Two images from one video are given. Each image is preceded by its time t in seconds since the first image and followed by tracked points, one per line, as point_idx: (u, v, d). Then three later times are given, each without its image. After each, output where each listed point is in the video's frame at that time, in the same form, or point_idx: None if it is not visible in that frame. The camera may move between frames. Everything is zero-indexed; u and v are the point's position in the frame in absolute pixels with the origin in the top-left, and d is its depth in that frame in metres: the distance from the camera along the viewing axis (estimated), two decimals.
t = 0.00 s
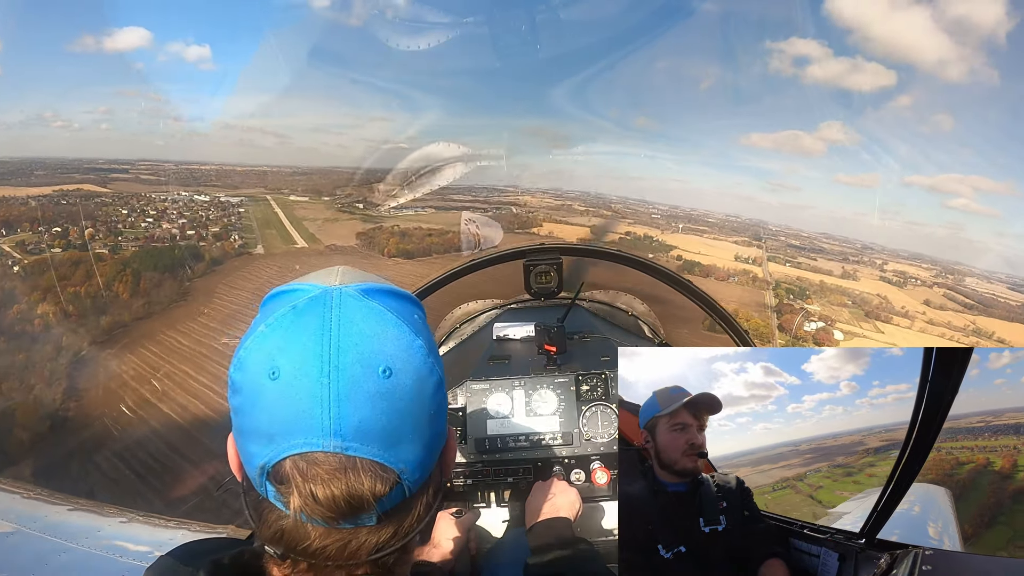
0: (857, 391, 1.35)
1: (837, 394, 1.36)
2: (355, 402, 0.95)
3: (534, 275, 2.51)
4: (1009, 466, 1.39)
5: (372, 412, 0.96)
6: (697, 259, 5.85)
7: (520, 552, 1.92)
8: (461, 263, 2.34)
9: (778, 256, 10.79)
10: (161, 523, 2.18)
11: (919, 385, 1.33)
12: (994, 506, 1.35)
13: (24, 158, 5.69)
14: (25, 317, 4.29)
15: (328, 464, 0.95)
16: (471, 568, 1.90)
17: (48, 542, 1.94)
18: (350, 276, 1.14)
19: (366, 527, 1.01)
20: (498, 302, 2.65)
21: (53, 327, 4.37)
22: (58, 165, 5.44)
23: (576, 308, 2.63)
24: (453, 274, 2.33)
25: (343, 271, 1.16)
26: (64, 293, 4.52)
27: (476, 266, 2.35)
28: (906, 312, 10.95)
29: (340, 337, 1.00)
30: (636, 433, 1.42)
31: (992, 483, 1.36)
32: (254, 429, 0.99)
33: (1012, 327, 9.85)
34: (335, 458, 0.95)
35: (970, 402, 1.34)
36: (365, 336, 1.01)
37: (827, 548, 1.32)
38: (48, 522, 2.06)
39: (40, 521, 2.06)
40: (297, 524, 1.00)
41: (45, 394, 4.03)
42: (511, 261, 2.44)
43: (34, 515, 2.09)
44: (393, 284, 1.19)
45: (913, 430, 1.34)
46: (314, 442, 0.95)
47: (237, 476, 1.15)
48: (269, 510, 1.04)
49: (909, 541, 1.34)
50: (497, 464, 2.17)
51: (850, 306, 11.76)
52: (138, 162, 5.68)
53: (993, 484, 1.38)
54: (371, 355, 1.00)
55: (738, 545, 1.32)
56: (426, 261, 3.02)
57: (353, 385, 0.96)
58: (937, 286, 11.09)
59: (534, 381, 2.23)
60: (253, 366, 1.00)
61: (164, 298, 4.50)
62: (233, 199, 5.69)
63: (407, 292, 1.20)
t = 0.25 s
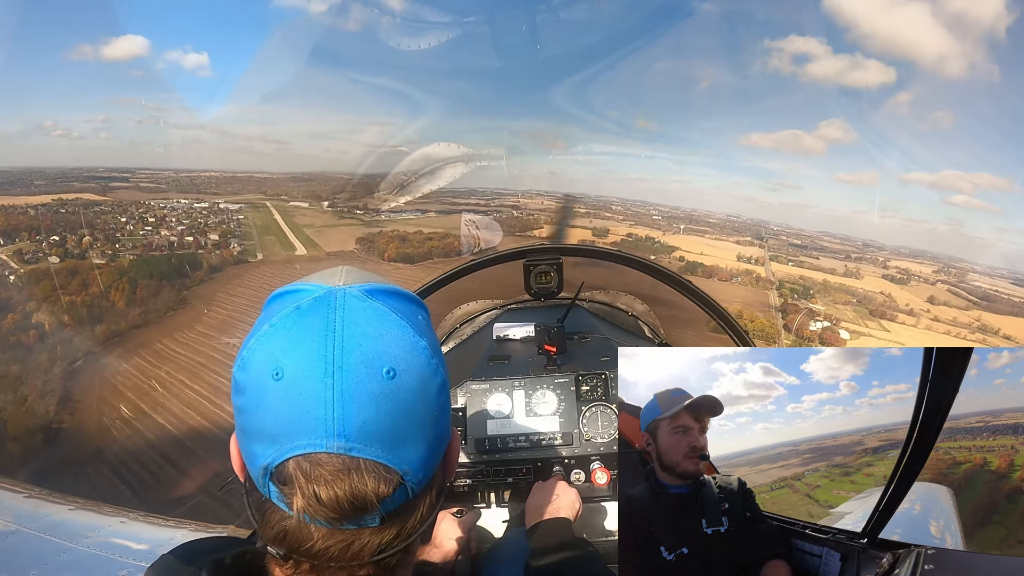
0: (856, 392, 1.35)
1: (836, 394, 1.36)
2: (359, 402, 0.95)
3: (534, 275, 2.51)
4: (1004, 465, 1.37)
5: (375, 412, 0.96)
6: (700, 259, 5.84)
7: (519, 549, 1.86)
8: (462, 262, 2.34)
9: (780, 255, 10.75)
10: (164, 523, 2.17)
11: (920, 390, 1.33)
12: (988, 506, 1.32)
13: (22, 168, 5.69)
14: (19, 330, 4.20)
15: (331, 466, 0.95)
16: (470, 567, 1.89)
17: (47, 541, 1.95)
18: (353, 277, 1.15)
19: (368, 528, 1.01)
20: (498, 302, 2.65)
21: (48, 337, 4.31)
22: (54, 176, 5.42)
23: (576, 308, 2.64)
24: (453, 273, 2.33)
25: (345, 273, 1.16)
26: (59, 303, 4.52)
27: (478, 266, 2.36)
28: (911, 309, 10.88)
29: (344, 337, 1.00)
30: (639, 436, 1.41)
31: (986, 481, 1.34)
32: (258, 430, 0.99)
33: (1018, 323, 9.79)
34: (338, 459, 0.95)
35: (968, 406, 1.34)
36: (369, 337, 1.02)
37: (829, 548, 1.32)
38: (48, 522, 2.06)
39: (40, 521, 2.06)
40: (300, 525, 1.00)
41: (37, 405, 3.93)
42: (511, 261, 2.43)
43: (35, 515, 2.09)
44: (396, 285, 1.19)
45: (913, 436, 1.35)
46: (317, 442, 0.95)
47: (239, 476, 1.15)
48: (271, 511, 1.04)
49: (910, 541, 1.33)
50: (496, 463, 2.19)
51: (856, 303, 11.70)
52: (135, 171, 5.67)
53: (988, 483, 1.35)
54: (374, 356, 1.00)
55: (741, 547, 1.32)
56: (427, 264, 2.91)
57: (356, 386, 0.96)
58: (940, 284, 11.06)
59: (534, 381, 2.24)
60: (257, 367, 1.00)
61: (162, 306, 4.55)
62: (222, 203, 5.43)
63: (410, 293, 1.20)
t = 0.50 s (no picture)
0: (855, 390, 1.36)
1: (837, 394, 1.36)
2: (342, 400, 0.95)
3: (534, 274, 2.50)
4: (1001, 465, 1.37)
5: (360, 409, 0.96)
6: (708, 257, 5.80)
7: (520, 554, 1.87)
8: (460, 262, 2.35)
9: (785, 250, 10.74)
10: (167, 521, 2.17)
11: (918, 394, 1.33)
12: (985, 502, 1.35)
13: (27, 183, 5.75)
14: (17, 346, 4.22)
15: (317, 463, 0.95)
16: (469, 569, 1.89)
17: (47, 541, 1.95)
18: (339, 275, 1.14)
19: (357, 525, 1.01)
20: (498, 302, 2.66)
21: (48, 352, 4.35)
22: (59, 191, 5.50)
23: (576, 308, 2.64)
24: (453, 273, 2.34)
25: (330, 270, 1.16)
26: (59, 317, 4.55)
27: (475, 265, 2.36)
28: (919, 302, 10.79)
29: (327, 335, 0.99)
30: (637, 436, 1.40)
31: (985, 480, 1.36)
32: (243, 429, 0.99)
33: None
34: (324, 456, 0.95)
35: (967, 409, 1.33)
36: (353, 334, 1.01)
37: (830, 547, 1.32)
38: (48, 521, 2.07)
39: (40, 521, 2.06)
40: (288, 523, 1.00)
41: (36, 421, 3.89)
42: (511, 261, 2.43)
43: (35, 515, 2.09)
44: (383, 282, 1.19)
45: (913, 434, 1.34)
46: (302, 440, 0.94)
47: (230, 475, 1.15)
48: (261, 509, 1.04)
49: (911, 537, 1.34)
50: (496, 463, 2.19)
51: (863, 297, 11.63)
52: (138, 183, 5.72)
53: (983, 483, 1.36)
54: (359, 353, 0.99)
55: (742, 546, 1.32)
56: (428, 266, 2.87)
57: (340, 383, 0.96)
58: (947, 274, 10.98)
59: (533, 381, 2.23)
60: (242, 365, 1.00)
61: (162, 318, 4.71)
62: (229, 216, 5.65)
63: (396, 288, 1.19)
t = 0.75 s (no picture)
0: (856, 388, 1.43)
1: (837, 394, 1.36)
2: (334, 398, 0.95)
3: (534, 275, 2.54)
4: (999, 466, 1.34)
5: (352, 407, 0.96)
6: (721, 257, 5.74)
7: (518, 553, 1.85)
8: (460, 262, 2.34)
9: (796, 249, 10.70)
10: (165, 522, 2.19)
11: (914, 399, 1.32)
12: (979, 504, 1.33)
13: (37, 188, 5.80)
14: (21, 352, 4.24)
15: (310, 462, 0.96)
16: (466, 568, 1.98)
17: (46, 541, 1.94)
18: (331, 273, 1.14)
19: (352, 526, 1.01)
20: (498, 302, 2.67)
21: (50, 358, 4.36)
22: (66, 196, 5.52)
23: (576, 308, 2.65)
24: (453, 274, 2.33)
25: (324, 268, 1.16)
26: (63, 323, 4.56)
27: (474, 266, 2.37)
28: (932, 300, 10.70)
29: (319, 333, 0.99)
30: (636, 435, 1.41)
31: (981, 481, 1.34)
32: (236, 428, 0.99)
33: None
34: (317, 455, 0.95)
35: (965, 413, 1.33)
36: (345, 331, 1.01)
37: (830, 543, 1.33)
38: (49, 520, 2.05)
39: (42, 520, 2.05)
40: (283, 524, 1.00)
41: (38, 428, 3.80)
42: (512, 262, 2.45)
43: (31, 514, 2.08)
44: (377, 278, 1.18)
45: (909, 435, 1.34)
46: (296, 438, 0.95)
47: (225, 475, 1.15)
48: (256, 509, 1.04)
49: (910, 532, 1.34)
50: (496, 464, 2.20)
51: (873, 297, 11.57)
52: (149, 189, 5.80)
53: (978, 483, 1.35)
54: (351, 350, 0.99)
55: (744, 545, 1.32)
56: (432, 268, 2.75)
57: (332, 381, 0.96)
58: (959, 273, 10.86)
59: (533, 382, 2.23)
60: (235, 365, 1.00)
61: (167, 322, 4.96)
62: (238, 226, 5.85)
63: (390, 284, 1.18)
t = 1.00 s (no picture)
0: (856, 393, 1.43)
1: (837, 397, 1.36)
2: (353, 404, 0.96)
3: (534, 275, 2.53)
4: (997, 470, 1.36)
5: (371, 413, 0.98)
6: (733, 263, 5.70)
7: (519, 553, 1.98)
8: (461, 262, 2.38)
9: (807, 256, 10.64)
10: (165, 522, 2.20)
11: (913, 395, 1.33)
12: (976, 507, 1.33)
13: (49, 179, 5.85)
14: (21, 343, 4.32)
15: (328, 467, 0.96)
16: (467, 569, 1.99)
17: (46, 543, 1.98)
18: (348, 278, 1.15)
19: (367, 530, 1.00)
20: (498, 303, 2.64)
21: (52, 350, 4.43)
22: (79, 186, 5.45)
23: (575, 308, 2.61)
24: (454, 273, 2.37)
25: (342, 273, 1.17)
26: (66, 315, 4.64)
27: (474, 266, 2.40)
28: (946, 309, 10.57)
29: (339, 339, 1.01)
30: (635, 434, 1.44)
31: (979, 484, 1.35)
32: (254, 432, 1.00)
33: None
34: (335, 460, 0.96)
35: (961, 413, 1.34)
36: (365, 337, 1.02)
37: (828, 542, 1.33)
38: (47, 522, 2.09)
39: (38, 521, 2.08)
40: (298, 528, 0.99)
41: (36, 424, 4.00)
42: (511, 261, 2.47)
43: (35, 514, 2.12)
44: (393, 284, 1.20)
45: (908, 436, 1.33)
46: (314, 443, 0.96)
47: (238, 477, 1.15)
48: (270, 512, 1.04)
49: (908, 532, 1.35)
50: (496, 464, 2.21)
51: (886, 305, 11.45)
52: (160, 184, 5.84)
53: (976, 485, 1.35)
54: (370, 357, 1.01)
55: (741, 543, 1.33)
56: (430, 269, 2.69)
57: (351, 387, 0.98)
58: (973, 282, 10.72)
59: (533, 382, 2.25)
60: (253, 368, 1.01)
61: (172, 316, 5.08)
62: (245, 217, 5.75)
63: (407, 290, 1.20)
